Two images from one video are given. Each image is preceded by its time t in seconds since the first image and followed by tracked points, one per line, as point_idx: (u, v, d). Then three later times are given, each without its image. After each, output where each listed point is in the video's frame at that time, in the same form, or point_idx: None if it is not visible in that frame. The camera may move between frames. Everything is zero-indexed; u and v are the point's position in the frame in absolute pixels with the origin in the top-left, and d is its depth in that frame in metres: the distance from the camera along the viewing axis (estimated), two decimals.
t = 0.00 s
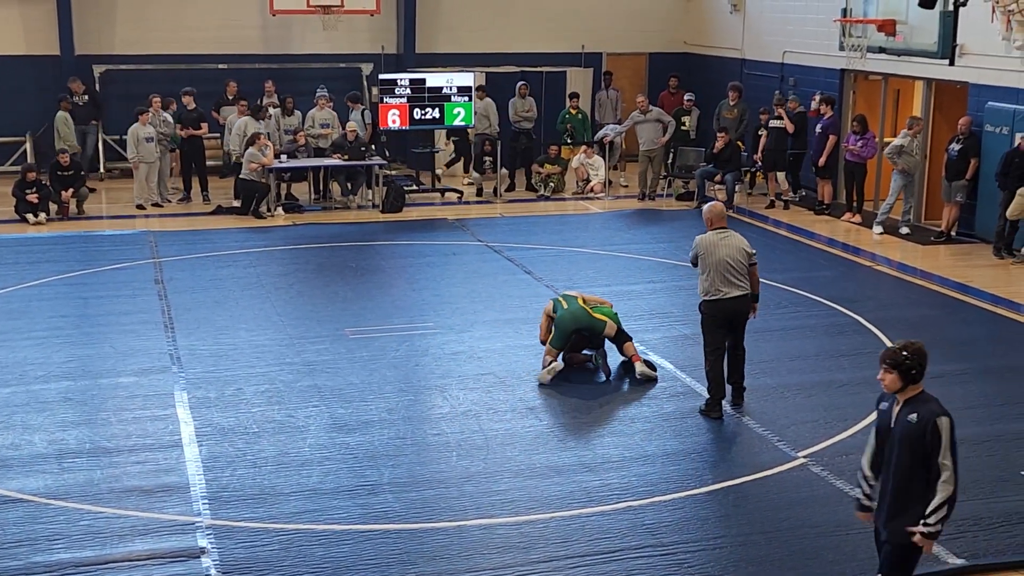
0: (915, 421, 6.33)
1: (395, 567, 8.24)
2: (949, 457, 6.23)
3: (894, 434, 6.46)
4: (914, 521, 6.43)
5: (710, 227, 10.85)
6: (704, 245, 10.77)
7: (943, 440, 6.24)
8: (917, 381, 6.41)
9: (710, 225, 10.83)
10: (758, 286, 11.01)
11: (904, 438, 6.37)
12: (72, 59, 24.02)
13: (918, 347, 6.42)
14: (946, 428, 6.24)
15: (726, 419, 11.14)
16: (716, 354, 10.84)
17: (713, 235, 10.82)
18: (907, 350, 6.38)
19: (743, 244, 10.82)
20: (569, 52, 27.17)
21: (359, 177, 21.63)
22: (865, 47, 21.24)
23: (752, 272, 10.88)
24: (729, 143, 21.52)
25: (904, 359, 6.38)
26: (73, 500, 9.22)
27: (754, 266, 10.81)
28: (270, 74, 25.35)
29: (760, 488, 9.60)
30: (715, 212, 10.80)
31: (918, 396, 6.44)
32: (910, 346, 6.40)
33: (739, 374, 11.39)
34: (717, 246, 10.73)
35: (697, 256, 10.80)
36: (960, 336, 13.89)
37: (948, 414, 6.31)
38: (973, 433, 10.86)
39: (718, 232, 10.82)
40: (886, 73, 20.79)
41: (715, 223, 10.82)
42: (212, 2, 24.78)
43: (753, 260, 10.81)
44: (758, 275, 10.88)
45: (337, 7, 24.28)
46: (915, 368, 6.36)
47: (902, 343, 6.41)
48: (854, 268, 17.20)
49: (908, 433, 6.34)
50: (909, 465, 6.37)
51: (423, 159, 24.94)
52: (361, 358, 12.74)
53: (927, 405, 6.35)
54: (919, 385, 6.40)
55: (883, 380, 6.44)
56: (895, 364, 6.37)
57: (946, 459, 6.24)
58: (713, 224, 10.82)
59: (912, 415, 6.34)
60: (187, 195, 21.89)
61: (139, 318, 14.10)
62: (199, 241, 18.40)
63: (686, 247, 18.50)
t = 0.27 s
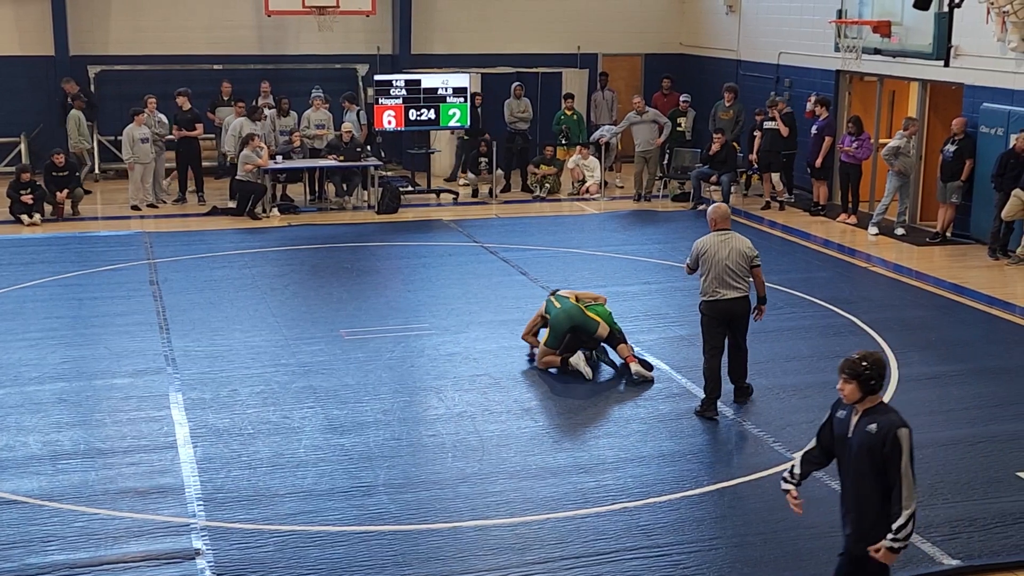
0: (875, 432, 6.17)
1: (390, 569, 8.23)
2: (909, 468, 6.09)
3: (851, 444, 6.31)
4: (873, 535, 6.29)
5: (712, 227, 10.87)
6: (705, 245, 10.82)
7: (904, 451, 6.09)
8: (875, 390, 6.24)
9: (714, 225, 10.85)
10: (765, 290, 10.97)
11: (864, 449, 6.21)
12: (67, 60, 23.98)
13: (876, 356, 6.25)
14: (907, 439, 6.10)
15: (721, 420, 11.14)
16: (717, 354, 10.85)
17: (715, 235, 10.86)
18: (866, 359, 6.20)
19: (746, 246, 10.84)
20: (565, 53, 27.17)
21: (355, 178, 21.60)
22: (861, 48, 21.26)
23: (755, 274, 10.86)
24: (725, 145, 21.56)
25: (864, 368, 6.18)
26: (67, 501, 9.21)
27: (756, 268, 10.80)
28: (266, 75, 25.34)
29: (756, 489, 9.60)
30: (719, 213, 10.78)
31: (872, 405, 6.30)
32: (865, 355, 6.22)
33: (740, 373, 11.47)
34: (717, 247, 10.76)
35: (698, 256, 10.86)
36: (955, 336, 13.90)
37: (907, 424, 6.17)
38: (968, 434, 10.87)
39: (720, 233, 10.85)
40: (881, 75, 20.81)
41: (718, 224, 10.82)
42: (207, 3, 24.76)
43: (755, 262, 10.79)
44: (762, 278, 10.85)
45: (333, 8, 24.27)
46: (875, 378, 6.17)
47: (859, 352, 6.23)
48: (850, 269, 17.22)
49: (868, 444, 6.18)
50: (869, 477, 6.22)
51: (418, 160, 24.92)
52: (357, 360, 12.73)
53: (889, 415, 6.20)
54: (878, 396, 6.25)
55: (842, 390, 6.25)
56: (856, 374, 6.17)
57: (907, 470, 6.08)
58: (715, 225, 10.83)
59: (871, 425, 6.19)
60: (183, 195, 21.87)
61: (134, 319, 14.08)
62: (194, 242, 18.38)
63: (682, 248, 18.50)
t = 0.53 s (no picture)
0: (827, 437, 6.23)
1: (388, 570, 8.23)
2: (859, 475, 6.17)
3: (803, 447, 6.36)
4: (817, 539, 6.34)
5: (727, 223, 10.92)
6: (720, 242, 10.89)
7: (853, 457, 6.16)
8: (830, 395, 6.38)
9: (729, 221, 10.89)
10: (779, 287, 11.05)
11: (815, 455, 6.27)
12: (65, 61, 23.97)
13: (835, 363, 6.42)
14: (857, 446, 6.17)
15: (719, 421, 11.15)
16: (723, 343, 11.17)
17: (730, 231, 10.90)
18: (827, 364, 6.41)
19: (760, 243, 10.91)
20: (563, 53, 27.17)
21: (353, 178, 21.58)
22: (859, 49, 21.27)
23: (768, 271, 10.94)
24: (723, 146, 21.60)
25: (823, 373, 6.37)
26: (65, 503, 9.20)
27: (768, 266, 10.88)
28: (264, 76, 25.33)
29: (754, 490, 9.60)
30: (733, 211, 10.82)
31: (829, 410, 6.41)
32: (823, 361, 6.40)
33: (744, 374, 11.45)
34: (732, 245, 10.83)
35: (711, 252, 10.93)
36: (954, 337, 13.90)
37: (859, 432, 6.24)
38: (966, 434, 10.87)
39: (735, 230, 10.89)
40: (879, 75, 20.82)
41: (732, 221, 10.87)
42: (205, 3, 24.75)
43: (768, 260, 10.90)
44: (774, 275, 10.93)
45: (331, 8, 24.27)
46: (830, 382, 6.35)
47: (818, 357, 6.45)
48: (848, 270, 17.22)
49: (817, 447, 6.25)
50: (818, 481, 6.27)
51: (417, 161, 24.91)
52: (355, 361, 12.72)
53: (841, 420, 6.29)
54: (835, 401, 6.38)
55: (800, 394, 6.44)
56: (812, 377, 6.37)
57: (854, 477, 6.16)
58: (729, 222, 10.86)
59: (822, 429, 6.26)
60: (181, 196, 21.86)
61: (132, 321, 14.07)
62: (193, 243, 18.38)
63: (680, 249, 18.50)
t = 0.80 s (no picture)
0: (779, 444, 6.26)
1: (390, 571, 8.23)
2: (798, 487, 6.20)
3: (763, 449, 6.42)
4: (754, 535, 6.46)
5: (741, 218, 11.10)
6: (733, 236, 11.07)
7: (796, 466, 6.18)
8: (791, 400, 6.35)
9: (743, 216, 11.07)
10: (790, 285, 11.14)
11: (768, 457, 6.33)
12: (67, 62, 23.98)
13: (793, 367, 6.37)
14: (802, 457, 6.18)
15: (721, 421, 11.15)
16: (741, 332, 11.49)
17: (743, 226, 11.06)
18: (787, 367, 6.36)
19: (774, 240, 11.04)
20: (565, 53, 27.17)
21: (354, 179, 21.57)
22: (860, 49, 21.27)
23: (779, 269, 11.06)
24: (725, 146, 21.62)
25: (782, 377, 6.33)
26: (67, 504, 9.20)
27: (779, 264, 11.00)
28: (265, 77, 25.34)
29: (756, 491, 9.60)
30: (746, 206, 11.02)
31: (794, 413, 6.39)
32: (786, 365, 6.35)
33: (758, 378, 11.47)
34: (742, 239, 10.99)
35: (724, 245, 11.11)
36: (956, 337, 13.89)
37: (812, 444, 6.23)
38: (968, 435, 10.86)
39: (748, 225, 11.06)
40: (881, 75, 20.81)
41: (745, 217, 11.03)
42: (206, 4, 24.75)
43: (779, 257, 10.98)
44: (785, 273, 11.04)
45: (332, 9, 24.27)
46: (785, 388, 6.29)
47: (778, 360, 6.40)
48: (850, 270, 17.21)
49: (771, 453, 6.30)
50: (769, 487, 6.33)
51: (418, 162, 24.92)
52: (357, 361, 12.72)
53: (797, 427, 6.28)
54: (791, 406, 6.34)
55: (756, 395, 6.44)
56: (766, 382, 6.35)
57: (793, 487, 6.21)
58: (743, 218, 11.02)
59: (777, 436, 6.29)
60: (182, 197, 21.87)
61: (133, 321, 14.08)
62: (194, 244, 18.38)
63: (682, 249, 18.50)
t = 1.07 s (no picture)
0: (728, 444, 6.27)
1: (396, 572, 8.23)
2: (744, 486, 6.18)
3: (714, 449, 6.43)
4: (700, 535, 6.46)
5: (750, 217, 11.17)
6: (743, 235, 11.14)
7: (741, 465, 6.17)
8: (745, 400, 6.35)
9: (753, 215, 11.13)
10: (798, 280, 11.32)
11: (717, 457, 6.34)
12: (72, 63, 24.03)
13: (746, 369, 6.35)
14: (748, 457, 6.16)
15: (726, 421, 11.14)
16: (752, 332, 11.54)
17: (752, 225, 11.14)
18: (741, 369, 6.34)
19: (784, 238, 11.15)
20: (569, 54, 27.18)
21: (359, 180, 21.59)
22: (865, 49, 21.25)
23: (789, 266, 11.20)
24: (729, 146, 21.63)
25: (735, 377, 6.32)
26: (73, 504, 9.22)
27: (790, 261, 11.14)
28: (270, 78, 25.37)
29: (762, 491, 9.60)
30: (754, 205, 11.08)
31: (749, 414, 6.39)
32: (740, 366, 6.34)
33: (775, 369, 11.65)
34: (754, 238, 11.07)
35: (735, 244, 11.17)
36: (962, 337, 13.88)
37: (760, 445, 6.21)
38: (974, 435, 10.84)
39: (758, 224, 11.13)
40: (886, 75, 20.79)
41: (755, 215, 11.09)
42: (211, 5, 24.78)
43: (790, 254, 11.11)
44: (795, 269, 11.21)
45: (337, 10, 24.29)
46: (736, 389, 6.28)
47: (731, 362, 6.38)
48: (855, 270, 17.20)
49: (719, 454, 6.30)
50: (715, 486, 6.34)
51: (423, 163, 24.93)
52: (362, 362, 12.74)
53: (747, 428, 6.28)
54: (743, 407, 6.34)
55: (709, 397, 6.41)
56: (718, 383, 6.32)
57: (737, 487, 6.19)
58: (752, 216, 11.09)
59: (725, 437, 6.30)
60: (188, 199, 21.91)
61: (139, 323, 14.10)
62: (200, 245, 18.40)
63: (687, 249, 18.49)
